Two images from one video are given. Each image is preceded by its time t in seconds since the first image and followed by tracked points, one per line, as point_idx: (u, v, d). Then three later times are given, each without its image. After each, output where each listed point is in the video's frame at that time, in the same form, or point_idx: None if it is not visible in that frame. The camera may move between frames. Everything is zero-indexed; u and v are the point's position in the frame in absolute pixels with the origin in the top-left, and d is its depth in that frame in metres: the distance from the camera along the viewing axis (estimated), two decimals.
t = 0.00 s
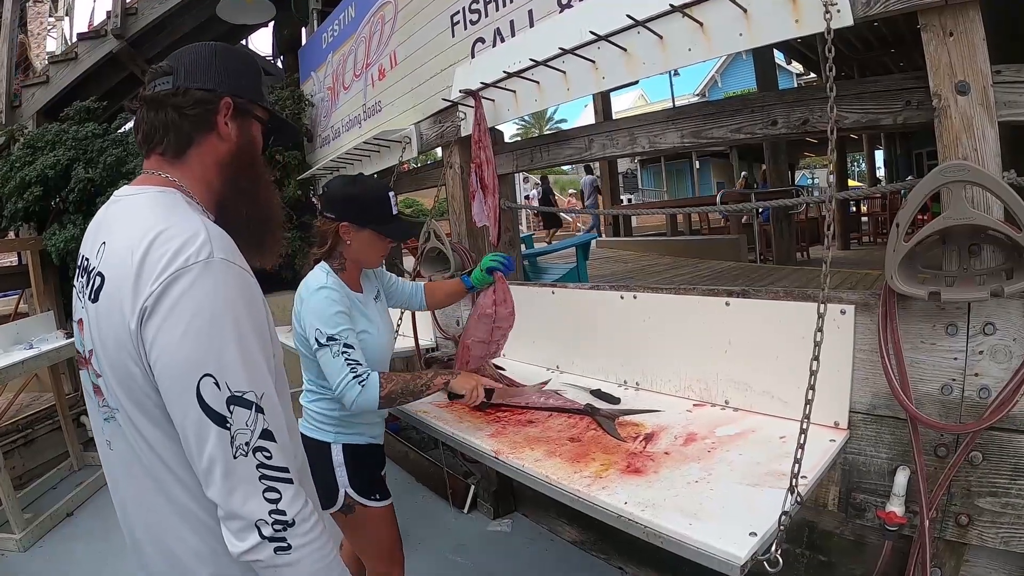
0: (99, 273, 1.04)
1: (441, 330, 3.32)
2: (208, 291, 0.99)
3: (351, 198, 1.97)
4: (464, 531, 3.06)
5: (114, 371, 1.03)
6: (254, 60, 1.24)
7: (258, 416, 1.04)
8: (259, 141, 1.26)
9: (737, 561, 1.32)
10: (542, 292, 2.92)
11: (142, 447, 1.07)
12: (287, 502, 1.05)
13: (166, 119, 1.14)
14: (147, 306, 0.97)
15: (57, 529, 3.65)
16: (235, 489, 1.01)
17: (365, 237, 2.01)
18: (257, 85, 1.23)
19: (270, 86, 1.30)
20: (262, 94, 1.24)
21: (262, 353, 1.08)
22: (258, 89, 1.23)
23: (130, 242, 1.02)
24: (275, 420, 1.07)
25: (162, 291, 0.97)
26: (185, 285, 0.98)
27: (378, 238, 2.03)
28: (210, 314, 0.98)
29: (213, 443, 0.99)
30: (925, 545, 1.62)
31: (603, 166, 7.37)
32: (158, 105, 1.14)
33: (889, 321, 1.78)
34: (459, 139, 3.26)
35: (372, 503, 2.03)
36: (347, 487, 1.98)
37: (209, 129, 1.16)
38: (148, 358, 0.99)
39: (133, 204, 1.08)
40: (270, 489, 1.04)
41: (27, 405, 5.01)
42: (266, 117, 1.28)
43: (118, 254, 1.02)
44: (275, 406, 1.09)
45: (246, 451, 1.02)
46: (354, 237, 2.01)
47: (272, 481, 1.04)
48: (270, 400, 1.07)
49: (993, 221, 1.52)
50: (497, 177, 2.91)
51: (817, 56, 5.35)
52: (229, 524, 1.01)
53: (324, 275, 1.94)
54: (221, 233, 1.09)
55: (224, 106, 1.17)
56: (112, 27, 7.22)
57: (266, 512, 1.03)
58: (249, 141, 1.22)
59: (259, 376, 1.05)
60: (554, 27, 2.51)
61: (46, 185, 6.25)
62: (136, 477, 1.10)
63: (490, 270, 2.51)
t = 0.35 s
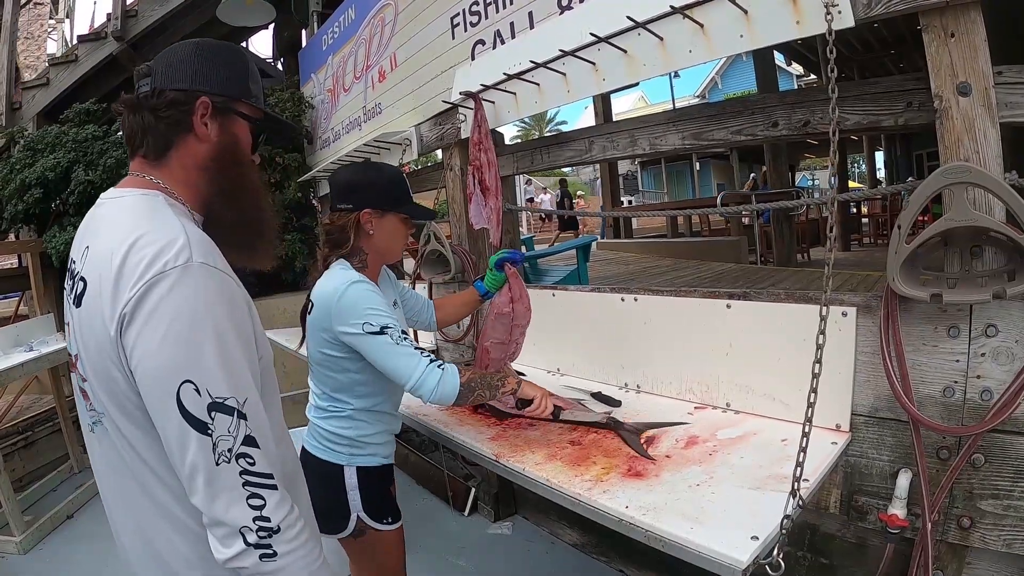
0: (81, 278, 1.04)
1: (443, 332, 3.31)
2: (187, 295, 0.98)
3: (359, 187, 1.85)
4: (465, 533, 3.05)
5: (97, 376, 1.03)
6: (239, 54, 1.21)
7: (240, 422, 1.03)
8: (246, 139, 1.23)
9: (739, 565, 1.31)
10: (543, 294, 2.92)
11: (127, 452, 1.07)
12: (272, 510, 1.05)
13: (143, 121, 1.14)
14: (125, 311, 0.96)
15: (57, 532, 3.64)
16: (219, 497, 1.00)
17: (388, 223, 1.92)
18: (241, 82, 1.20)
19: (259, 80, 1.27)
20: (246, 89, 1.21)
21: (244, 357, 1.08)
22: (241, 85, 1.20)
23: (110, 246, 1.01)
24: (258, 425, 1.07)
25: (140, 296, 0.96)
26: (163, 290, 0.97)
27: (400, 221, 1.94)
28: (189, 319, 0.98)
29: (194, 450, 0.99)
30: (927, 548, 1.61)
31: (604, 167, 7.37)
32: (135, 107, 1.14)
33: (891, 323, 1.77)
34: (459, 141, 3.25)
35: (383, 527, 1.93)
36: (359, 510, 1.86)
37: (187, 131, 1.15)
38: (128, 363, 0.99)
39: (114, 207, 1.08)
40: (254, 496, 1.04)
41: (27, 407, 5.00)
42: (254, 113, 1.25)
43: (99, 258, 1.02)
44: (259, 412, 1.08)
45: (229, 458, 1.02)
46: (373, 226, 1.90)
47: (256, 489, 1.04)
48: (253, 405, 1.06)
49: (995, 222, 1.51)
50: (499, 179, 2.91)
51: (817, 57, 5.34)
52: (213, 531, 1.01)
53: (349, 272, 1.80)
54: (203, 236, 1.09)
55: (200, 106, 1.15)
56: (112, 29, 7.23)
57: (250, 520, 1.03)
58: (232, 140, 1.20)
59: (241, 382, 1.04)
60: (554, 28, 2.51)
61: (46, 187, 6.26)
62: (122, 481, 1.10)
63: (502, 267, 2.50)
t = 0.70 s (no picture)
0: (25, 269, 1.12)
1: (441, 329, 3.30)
2: (99, 288, 1.03)
3: (364, 180, 1.84)
4: (463, 531, 3.05)
5: (34, 360, 1.11)
6: (189, 58, 1.26)
7: (152, 416, 1.06)
8: (195, 141, 1.27)
9: (738, 562, 1.31)
10: (541, 291, 2.90)
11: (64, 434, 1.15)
12: (179, 506, 1.08)
13: (93, 125, 1.22)
14: (45, 301, 1.03)
15: (54, 529, 3.63)
16: (126, 487, 1.04)
17: (389, 219, 1.92)
18: (187, 83, 1.25)
19: (214, 84, 1.31)
20: (193, 91, 1.25)
21: (162, 353, 1.11)
22: (187, 86, 1.24)
23: (43, 240, 1.08)
24: (171, 421, 1.10)
25: (57, 288, 1.02)
26: (78, 282, 1.03)
27: (403, 216, 1.94)
28: (100, 312, 1.02)
29: (102, 438, 1.03)
30: (924, 545, 1.61)
31: (602, 164, 7.36)
32: (86, 111, 1.22)
33: (889, 320, 1.77)
34: (457, 137, 3.25)
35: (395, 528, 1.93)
36: (375, 511, 1.86)
37: (131, 132, 1.22)
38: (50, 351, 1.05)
39: (60, 203, 1.15)
40: (161, 491, 1.07)
41: (24, 405, 4.99)
42: (203, 114, 1.28)
43: (35, 251, 1.09)
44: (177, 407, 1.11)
45: (135, 450, 1.05)
46: (375, 218, 1.89)
47: (165, 484, 1.07)
48: (167, 400, 1.09)
49: (994, 219, 1.51)
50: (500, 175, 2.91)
51: (816, 54, 5.34)
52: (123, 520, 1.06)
53: (349, 268, 1.78)
54: (131, 234, 1.14)
55: (142, 107, 1.20)
56: (109, 26, 7.20)
57: (156, 514, 1.06)
58: (176, 139, 1.24)
59: (156, 377, 1.08)
60: (553, 25, 2.50)
61: (44, 184, 6.24)
62: (62, 460, 1.18)
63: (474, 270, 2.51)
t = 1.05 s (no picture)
0: None
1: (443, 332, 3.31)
2: (23, 320, 1.00)
3: (384, 190, 1.84)
4: (465, 533, 3.05)
5: None
6: (132, 58, 1.23)
7: (75, 459, 1.02)
8: (142, 144, 1.24)
9: (740, 563, 1.31)
10: (542, 294, 2.90)
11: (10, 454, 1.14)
12: (98, 553, 1.03)
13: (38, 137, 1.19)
14: None
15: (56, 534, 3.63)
16: (47, 528, 1.01)
17: (399, 232, 1.91)
18: (133, 84, 1.22)
19: (163, 84, 1.29)
20: (138, 92, 1.22)
21: (95, 390, 1.06)
22: (133, 87, 1.22)
23: None
24: (99, 463, 1.04)
25: None
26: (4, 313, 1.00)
27: (414, 233, 1.93)
28: (23, 346, 0.99)
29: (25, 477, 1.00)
30: (926, 544, 1.61)
31: (602, 166, 7.37)
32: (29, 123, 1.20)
33: (890, 320, 1.77)
34: (457, 140, 3.25)
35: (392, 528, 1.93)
36: (372, 513, 1.86)
37: (77, 143, 1.19)
38: None
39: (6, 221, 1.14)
40: (81, 536, 1.03)
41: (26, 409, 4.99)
42: (152, 117, 1.26)
43: None
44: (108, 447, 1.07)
45: (56, 492, 1.01)
46: (387, 229, 1.90)
47: (85, 529, 1.03)
48: (95, 441, 1.04)
49: (993, 219, 1.51)
50: (501, 179, 2.94)
51: (814, 56, 5.36)
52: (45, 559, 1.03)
53: (362, 263, 1.83)
54: (67, 261, 1.10)
55: (86, 114, 1.17)
56: (109, 31, 7.21)
57: (74, 559, 1.02)
58: (123, 146, 1.21)
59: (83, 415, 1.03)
60: (553, 27, 2.51)
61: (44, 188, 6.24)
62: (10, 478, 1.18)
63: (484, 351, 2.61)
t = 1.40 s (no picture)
0: None
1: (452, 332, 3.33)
2: None
3: (409, 198, 1.86)
4: (471, 533, 3.06)
5: None
6: (83, 44, 1.10)
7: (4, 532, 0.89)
8: (93, 145, 1.13)
9: (748, 562, 1.32)
10: (549, 294, 2.91)
11: None
12: None
13: None
14: None
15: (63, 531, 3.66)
16: None
17: (418, 241, 1.94)
18: (83, 76, 1.10)
19: (121, 74, 1.16)
20: (89, 86, 1.10)
21: (23, 450, 0.93)
22: (82, 80, 1.10)
23: None
24: (37, 532, 0.93)
25: None
26: None
27: (433, 245, 1.95)
28: None
29: None
30: (933, 546, 1.61)
31: (607, 167, 7.39)
32: None
33: (897, 322, 1.78)
34: (464, 141, 3.26)
35: (402, 522, 1.94)
36: (382, 507, 1.87)
37: (19, 148, 1.08)
38: None
39: None
40: None
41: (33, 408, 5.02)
42: (107, 113, 1.14)
43: None
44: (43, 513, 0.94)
45: None
46: (406, 237, 1.93)
47: None
48: (29, 508, 0.92)
49: (1000, 220, 1.52)
50: (506, 180, 2.92)
51: (820, 57, 5.36)
52: None
53: (384, 261, 1.86)
54: None
55: (28, 114, 1.06)
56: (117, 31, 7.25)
57: None
58: (73, 150, 1.10)
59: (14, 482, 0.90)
60: (561, 29, 2.51)
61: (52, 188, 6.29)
62: None
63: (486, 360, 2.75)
